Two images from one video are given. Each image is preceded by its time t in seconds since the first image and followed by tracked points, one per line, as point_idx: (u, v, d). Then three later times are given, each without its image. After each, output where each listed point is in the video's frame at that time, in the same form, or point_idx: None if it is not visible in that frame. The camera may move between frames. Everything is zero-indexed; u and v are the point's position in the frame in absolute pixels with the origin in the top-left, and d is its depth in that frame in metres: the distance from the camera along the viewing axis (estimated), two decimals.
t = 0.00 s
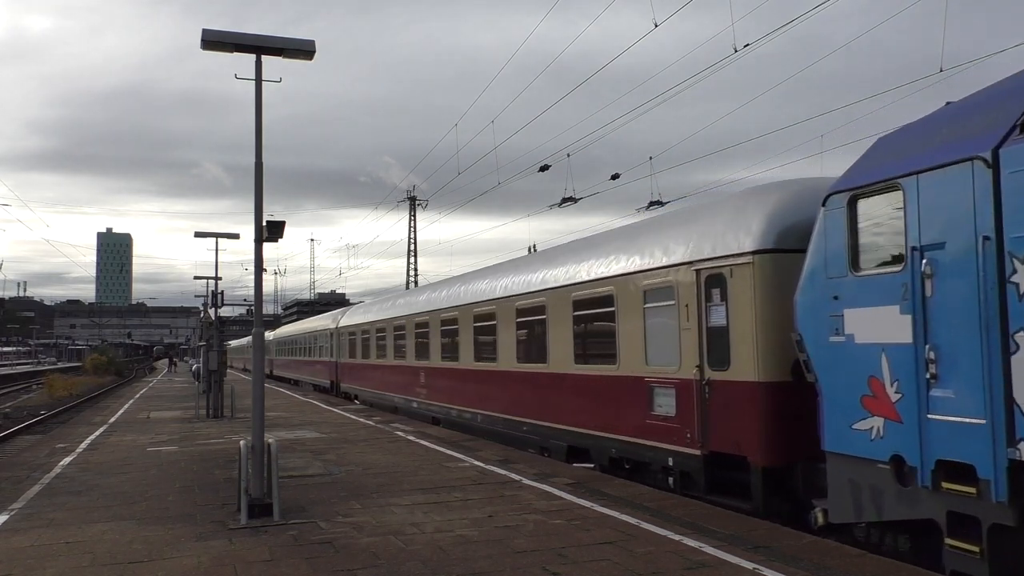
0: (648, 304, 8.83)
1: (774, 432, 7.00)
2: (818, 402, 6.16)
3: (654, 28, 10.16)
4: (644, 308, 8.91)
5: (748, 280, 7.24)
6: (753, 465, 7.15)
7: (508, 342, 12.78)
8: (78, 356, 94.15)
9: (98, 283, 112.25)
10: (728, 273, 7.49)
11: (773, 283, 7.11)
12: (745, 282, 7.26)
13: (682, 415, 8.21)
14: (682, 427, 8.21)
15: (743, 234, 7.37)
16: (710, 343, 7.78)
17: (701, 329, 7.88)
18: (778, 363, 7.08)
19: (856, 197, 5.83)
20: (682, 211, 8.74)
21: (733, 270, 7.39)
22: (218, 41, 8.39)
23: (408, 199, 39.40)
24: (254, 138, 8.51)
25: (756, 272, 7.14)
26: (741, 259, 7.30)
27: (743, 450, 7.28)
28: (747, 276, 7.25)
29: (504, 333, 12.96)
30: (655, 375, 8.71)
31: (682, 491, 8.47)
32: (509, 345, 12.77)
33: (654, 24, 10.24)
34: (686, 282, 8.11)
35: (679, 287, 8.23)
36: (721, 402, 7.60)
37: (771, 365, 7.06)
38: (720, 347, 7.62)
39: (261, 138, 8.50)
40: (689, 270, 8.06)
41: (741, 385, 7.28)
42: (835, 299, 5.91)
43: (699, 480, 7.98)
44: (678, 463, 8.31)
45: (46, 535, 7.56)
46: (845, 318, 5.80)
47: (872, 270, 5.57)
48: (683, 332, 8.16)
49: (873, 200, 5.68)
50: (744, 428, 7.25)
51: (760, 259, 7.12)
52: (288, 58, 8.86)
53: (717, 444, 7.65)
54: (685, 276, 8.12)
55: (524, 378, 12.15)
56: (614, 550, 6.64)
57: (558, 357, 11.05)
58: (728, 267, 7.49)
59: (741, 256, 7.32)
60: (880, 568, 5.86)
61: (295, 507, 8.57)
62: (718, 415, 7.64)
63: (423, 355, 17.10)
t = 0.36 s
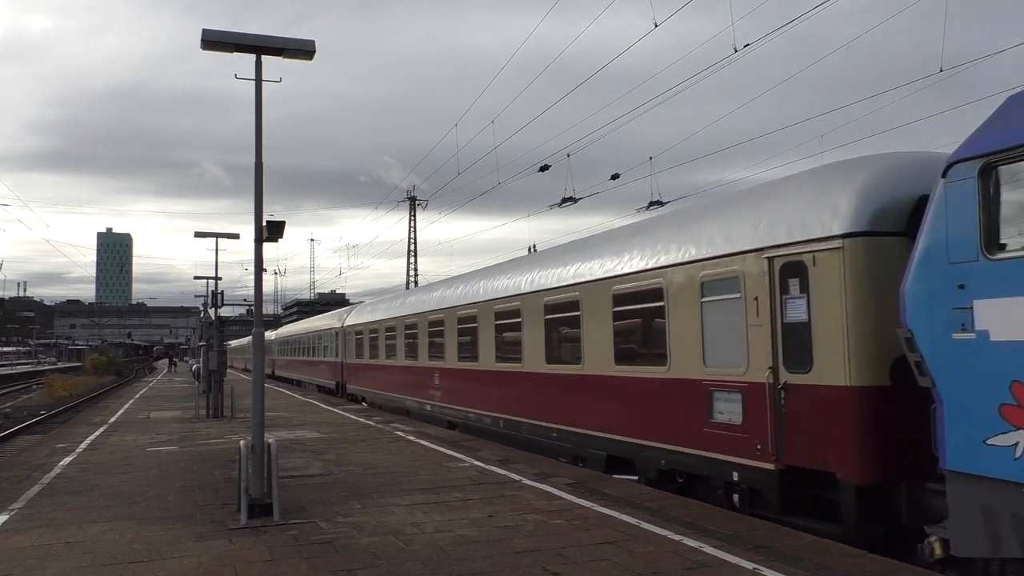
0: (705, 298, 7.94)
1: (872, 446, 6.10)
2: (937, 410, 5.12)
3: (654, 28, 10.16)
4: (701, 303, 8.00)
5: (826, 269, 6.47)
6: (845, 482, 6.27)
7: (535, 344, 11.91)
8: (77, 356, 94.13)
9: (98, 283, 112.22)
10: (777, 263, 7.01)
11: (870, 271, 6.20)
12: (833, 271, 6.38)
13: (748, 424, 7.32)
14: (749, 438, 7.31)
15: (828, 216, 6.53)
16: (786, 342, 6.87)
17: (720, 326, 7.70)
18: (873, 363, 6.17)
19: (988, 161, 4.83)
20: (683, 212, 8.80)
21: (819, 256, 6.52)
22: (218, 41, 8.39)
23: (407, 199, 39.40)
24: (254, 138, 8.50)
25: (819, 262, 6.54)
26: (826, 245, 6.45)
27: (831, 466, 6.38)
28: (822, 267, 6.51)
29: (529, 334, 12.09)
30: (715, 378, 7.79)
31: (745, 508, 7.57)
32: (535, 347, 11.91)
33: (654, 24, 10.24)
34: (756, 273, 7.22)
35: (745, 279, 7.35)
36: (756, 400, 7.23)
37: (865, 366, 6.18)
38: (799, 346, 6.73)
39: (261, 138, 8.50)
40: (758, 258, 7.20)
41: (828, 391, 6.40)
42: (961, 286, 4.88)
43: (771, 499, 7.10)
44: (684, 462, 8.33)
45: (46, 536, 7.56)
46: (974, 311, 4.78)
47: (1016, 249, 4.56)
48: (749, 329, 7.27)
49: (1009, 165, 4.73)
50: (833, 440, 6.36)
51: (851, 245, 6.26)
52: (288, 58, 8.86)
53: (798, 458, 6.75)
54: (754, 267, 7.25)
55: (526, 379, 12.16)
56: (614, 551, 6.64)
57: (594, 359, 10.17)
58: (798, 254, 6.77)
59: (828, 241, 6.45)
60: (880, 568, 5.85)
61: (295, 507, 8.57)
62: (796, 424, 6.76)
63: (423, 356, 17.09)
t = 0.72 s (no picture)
0: (781, 290, 6.81)
1: (1010, 468, 5.00)
2: None
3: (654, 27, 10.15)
4: (778, 296, 6.85)
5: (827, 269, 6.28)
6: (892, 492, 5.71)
7: (568, 343, 10.63)
8: (77, 356, 94.15)
9: (98, 283, 112.19)
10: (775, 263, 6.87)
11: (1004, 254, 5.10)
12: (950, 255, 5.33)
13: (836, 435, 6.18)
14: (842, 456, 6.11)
15: (947, 189, 5.43)
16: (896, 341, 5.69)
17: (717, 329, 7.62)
18: (1015, 368, 5.04)
19: None
20: (679, 211, 8.69)
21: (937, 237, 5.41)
22: (218, 41, 8.39)
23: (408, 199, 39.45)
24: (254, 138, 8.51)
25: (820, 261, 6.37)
26: (948, 224, 5.36)
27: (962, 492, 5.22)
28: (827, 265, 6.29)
29: (560, 334, 10.84)
30: (796, 384, 6.65)
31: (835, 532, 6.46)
32: (567, 348, 10.64)
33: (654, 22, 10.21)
34: (847, 259, 6.09)
35: (836, 267, 6.19)
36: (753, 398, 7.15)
37: (1001, 369, 5.05)
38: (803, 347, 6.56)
39: (261, 139, 8.50)
40: (853, 240, 6.05)
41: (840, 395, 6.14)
42: None
43: (873, 529, 5.96)
44: (680, 464, 8.27)
45: (46, 536, 7.56)
46: None
47: None
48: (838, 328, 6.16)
49: None
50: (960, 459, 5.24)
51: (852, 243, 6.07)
52: (288, 58, 8.86)
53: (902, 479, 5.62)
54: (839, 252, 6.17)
55: (525, 378, 12.06)
56: (614, 551, 6.64)
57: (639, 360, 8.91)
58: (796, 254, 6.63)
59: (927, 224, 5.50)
60: (881, 568, 5.85)
61: (295, 508, 8.57)
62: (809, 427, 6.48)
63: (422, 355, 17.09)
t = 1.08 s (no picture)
0: (887, 278, 5.74)
1: None
2: None
3: (654, 27, 10.13)
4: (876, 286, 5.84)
5: (830, 270, 6.25)
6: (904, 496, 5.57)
7: (611, 341, 9.49)
8: (76, 356, 94.14)
9: (98, 283, 112.18)
10: (774, 265, 6.86)
11: None
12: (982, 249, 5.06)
13: (877, 440, 5.80)
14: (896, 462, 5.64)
15: None
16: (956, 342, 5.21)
17: (716, 330, 7.59)
18: None
19: None
20: (681, 211, 8.66)
21: None
22: (218, 41, 8.39)
23: (408, 199, 39.46)
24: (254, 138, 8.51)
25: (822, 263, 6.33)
26: None
27: (1004, 503, 4.86)
28: (829, 266, 6.25)
29: (598, 331, 9.75)
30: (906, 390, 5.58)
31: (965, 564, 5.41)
32: (609, 347, 9.53)
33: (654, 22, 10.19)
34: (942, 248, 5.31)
35: (914, 255, 5.53)
36: (753, 399, 7.13)
37: None
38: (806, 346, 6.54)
39: (261, 138, 8.50)
40: (938, 228, 5.36)
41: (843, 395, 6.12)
42: None
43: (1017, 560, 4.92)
44: (679, 464, 8.22)
45: (46, 536, 7.56)
46: None
47: None
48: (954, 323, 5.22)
49: None
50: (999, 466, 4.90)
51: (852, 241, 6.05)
52: (288, 58, 8.86)
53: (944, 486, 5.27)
54: (866, 248, 5.92)
55: (523, 378, 12.01)
56: (613, 551, 6.64)
57: (700, 359, 7.83)
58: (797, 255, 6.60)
59: (951, 217, 5.28)
60: (881, 568, 5.85)
61: (295, 508, 8.57)
62: (818, 431, 6.37)
63: (421, 356, 17.10)
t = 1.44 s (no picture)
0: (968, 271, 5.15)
1: None
2: None
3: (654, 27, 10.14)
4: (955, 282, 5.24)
5: (830, 271, 6.25)
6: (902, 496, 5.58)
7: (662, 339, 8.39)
8: (76, 356, 94.13)
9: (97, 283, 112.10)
10: (772, 266, 6.86)
11: None
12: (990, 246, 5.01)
13: (926, 448, 5.39)
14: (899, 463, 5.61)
15: None
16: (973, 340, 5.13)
17: (714, 332, 7.59)
18: None
19: None
20: (681, 212, 8.66)
21: None
22: (218, 41, 8.39)
23: (408, 199, 39.46)
24: (254, 138, 8.51)
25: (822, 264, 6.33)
26: None
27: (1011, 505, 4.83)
28: (875, 262, 5.83)
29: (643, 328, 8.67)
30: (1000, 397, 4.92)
31: None
32: (659, 347, 8.44)
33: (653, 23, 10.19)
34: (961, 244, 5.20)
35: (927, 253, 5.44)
36: (750, 399, 7.14)
37: None
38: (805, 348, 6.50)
39: (261, 138, 8.50)
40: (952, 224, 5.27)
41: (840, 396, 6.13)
42: None
43: None
44: (678, 464, 8.21)
45: (46, 536, 7.56)
46: None
47: None
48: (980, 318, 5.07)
49: None
50: (1003, 466, 4.89)
51: (851, 241, 6.05)
52: (288, 58, 8.86)
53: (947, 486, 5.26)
54: (868, 248, 5.88)
55: (523, 377, 11.99)
56: (614, 551, 6.64)
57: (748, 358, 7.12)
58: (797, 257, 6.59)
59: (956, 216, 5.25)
60: (881, 568, 5.85)
61: (295, 507, 8.57)
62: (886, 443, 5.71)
63: (421, 355, 17.10)
